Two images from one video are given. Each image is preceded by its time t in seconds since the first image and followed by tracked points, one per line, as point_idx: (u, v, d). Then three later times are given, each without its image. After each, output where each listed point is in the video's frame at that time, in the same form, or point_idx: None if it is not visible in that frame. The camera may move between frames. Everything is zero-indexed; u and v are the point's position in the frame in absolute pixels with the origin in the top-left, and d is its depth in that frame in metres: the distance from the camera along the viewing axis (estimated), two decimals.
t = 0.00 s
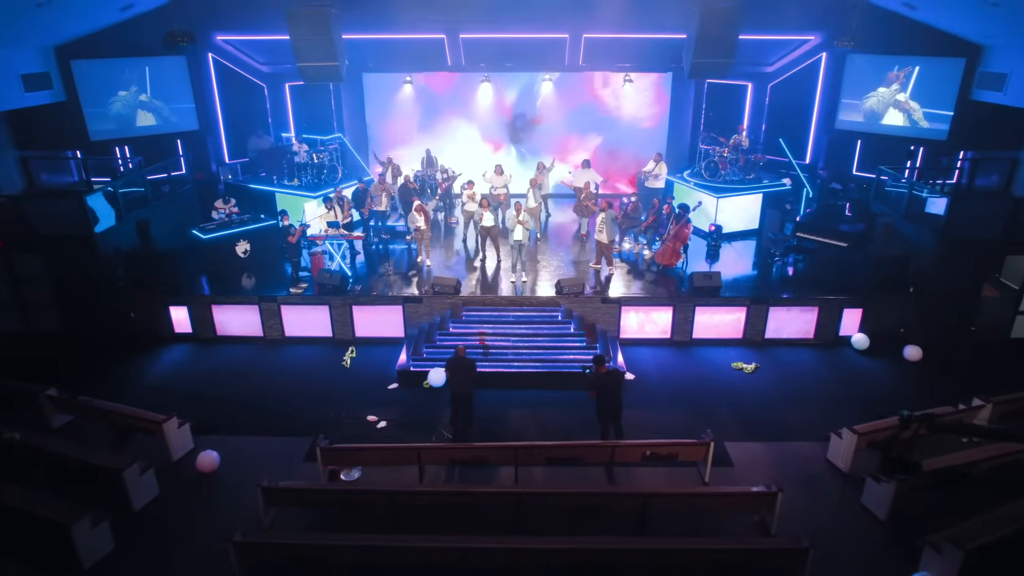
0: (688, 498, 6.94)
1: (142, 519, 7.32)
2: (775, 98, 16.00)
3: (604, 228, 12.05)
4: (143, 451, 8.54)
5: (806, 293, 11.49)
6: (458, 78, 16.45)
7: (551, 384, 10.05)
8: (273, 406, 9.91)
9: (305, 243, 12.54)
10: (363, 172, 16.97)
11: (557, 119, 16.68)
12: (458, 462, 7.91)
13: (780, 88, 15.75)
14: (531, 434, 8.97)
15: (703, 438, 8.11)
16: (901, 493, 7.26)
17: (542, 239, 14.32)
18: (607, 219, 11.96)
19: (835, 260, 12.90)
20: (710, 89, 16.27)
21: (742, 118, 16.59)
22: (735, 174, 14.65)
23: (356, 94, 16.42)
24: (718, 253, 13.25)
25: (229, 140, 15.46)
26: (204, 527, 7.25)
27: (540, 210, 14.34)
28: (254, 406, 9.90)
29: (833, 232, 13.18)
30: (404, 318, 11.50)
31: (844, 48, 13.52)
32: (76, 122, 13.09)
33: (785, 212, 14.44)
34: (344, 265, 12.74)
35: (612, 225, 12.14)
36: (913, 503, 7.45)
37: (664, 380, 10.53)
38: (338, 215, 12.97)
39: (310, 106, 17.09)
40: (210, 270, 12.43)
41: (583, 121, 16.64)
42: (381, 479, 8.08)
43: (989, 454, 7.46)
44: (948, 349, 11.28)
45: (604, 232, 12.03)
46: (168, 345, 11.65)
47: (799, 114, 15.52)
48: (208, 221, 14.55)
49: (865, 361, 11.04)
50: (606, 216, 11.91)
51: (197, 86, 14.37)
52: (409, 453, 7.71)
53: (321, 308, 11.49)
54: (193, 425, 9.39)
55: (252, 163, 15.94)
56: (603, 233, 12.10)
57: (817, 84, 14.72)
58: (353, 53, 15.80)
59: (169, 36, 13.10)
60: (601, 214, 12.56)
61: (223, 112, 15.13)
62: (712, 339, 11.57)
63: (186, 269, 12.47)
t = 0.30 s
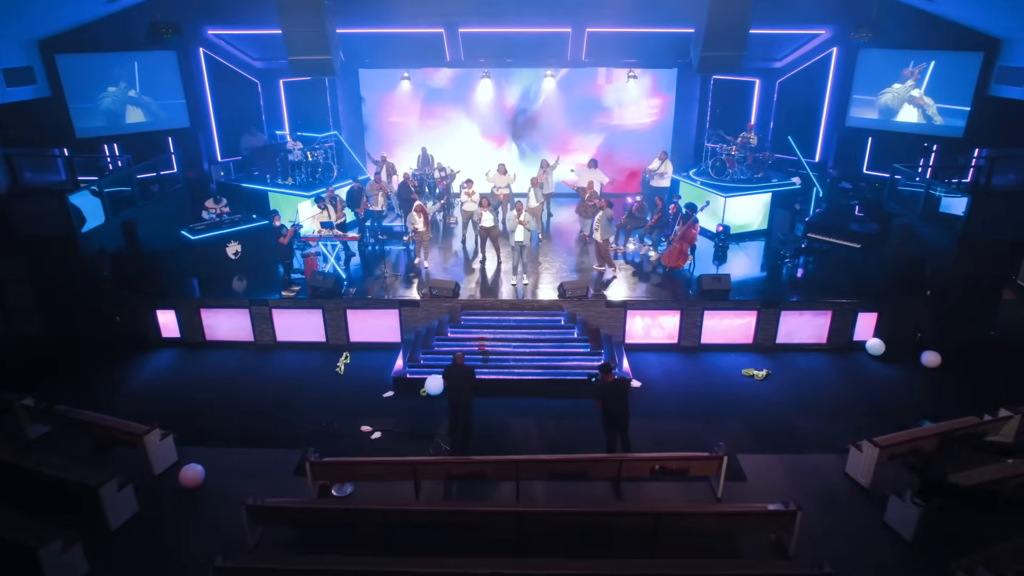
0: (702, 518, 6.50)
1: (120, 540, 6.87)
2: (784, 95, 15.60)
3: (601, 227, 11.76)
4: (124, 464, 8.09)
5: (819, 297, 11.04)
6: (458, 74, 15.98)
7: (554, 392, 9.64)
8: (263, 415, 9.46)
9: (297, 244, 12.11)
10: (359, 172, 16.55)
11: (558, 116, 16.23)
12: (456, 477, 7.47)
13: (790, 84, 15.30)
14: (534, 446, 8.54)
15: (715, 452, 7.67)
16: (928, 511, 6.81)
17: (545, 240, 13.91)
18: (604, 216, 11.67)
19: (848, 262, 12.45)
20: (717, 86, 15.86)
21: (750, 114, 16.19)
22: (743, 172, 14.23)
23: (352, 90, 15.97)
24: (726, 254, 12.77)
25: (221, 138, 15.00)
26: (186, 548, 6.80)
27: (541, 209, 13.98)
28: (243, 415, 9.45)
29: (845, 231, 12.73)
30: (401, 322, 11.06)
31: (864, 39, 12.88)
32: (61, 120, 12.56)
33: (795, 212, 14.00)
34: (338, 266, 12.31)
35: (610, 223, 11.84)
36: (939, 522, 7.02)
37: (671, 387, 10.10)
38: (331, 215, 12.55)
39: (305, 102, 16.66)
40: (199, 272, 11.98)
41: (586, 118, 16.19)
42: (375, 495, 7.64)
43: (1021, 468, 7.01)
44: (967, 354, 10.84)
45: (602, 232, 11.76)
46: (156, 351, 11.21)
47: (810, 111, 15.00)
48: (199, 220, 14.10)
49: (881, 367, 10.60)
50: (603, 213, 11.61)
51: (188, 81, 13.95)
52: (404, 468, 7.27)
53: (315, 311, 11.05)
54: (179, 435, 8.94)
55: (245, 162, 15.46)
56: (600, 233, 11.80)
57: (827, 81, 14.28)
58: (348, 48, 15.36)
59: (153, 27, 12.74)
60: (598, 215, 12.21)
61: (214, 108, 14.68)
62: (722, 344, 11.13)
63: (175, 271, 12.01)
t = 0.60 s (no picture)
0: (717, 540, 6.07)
1: (94, 564, 6.41)
2: (791, 91, 15.21)
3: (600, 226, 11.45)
4: (102, 478, 7.64)
5: (832, 300, 10.60)
6: (457, 69, 15.54)
7: (557, 400, 9.24)
8: (251, 425, 9.02)
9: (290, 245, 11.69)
10: (356, 171, 16.12)
11: (560, 113, 15.80)
12: (454, 493, 7.04)
13: (799, 80, 14.88)
14: (536, 458, 8.10)
15: (729, 467, 7.23)
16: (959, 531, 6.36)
17: (547, 240, 13.53)
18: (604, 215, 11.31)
19: (861, 264, 12.03)
20: (723, 82, 15.29)
21: (757, 111, 15.72)
22: (751, 171, 13.84)
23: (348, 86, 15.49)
24: (734, 255, 12.50)
25: (212, 135, 14.55)
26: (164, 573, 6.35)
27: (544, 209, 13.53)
28: (231, 425, 9.02)
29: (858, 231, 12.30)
30: (397, 326, 10.63)
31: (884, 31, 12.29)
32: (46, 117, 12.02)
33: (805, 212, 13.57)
34: (332, 268, 11.93)
35: (609, 223, 11.52)
36: (968, 542, 6.59)
37: (679, 395, 9.67)
38: (325, 215, 12.14)
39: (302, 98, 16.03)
40: (188, 274, 11.52)
41: (589, 115, 15.77)
42: (368, 512, 7.21)
43: None
44: (987, 360, 10.40)
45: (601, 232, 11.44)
46: (141, 356, 10.77)
47: (820, 107, 14.56)
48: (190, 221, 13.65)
49: (897, 373, 10.17)
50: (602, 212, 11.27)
51: (178, 77, 13.50)
52: (398, 483, 6.84)
53: (307, 315, 10.61)
54: (162, 447, 8.49)
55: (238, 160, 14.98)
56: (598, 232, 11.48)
57: (838, 76, 13.86)
58: (344, 42, 14.91)
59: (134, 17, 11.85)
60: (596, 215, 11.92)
61: (206, 105, 14.25)
62: (731, 349, 10.69)
63: (163, 273, 11.57)
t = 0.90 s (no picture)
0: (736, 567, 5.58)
1: None
2: (801, 87, 14.80)
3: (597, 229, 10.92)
4: (77, 497, 7.18)
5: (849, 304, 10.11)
6: (456, 65, 15.08)
7: (560, 410, 8.80)
8: (238, 436, 8.55)
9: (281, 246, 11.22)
10: (352, 169, 15.48)
11: (561, 109, 15.35)
12: (452, 512, 6.56)
13: (810, 75, 14.41)
14: (539, 473, 7.62)
15: (746, 485, 6.74)
16: (998, 557, 5.87)
17: (549, 241, 13.09)
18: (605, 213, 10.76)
19: (877, 265, 11.55)
20: (731, 77, 14.85)
21: (766, 107, 15.31)
22: (761, 169, 13.35)
23: (342, 82, 14.99)
24: (744, 256, 12.15)
25: (202, 131, 14.12)
26: None
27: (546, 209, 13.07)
28: (218, 436, 8.55)
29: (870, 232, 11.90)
30: (393, 331, 10.15)
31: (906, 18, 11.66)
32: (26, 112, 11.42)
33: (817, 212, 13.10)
34: (325, 270, 11.48)
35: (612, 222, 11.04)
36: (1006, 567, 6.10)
37: (689, 405, 9.19)
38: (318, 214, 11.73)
39: (294, 94, 15.64)
40: (175, 276, 11.03)
41: (592, 111, 15.33)
42: (359, 533, 6.73)
43: None
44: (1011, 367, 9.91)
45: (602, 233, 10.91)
46: (126, 362, 10.30)
47: (831, 103, 14.09)
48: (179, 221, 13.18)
49: (916, 380, 9.69)
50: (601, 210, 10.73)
51: (166, 71, 13.01)
52: (391, 502, 6.37)
53: (299, 319, 10.13)
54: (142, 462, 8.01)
55: (229, 158, 14.45)
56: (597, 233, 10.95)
57: (850, 71, 13.41)
58: (338, 36, 14.43)
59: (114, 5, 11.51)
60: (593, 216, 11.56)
61: (196, 100, 13.82)
62: (742, 356, 10.22)
63: (149, 275, 11.09)
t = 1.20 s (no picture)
0: None
1: None
2: (810, 83, 14.40)
3: (592, 226, 10.64)
4: (51, 515, 6.74)
5: (864, 307, 9.69)
6: (455, 61, 14.68)
7: (565, 419, 8.41)
8: (225, 447, 8.13)
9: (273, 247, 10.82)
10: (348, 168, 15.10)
11: (562, 105, 14.94)
12: (450, 532, 6.14)
13: (820, 71, 14.02)
14: (541, 488, 7.21)
15: (763, 502, 6.32)
16: None
17: (551, 241, 12.73)
18: (598, 209, 10.49)
19: (891, 267, 11.14)
20: (738, 71, 14.50)
21: (774, 103, 14.91)
22: (770, 168, 12.94)
23: (338, 78, 14.60)
24: (752, 257, 11.78)
25: (193, 129, 13.74)
26: None
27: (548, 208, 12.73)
28: (204, 447, 8.13)
29: (883, 232, 11.51)
30: (388, 336, 9.73)
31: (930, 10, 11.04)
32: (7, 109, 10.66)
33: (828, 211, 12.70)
34: (318, 272, 11.07)
35: (609, 219, 10.70)
36: None
37: (698, 414, 8.78)
38: (312, 214, 11.34)
39: (288, 90, 15.22)
40: (163, 279, 10.60)
41: (594, 108, 14.92)
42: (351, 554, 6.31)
43: None
44: None
45: (601, 232, 10.59)
46: (110, 369, 9.86)
47: (841, 100, 13.67)
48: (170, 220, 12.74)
49: (935, 387, 9.28)
50: (595, 208, 10.46)
51: (156, 68, 12.69)
52: (384, 521, 5.95)
53: (291, 324, 9.71)
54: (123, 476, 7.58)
55: (222, 156, 13.97)
56: (592, 231, 10.63)
57: (861, 66, 13.00)
58: (333, 29, 14.03)
59: None
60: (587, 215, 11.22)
61: (187, 97, 13.45)
62: (753, 361, 9.81)
63: (136, 277, 10.66)
